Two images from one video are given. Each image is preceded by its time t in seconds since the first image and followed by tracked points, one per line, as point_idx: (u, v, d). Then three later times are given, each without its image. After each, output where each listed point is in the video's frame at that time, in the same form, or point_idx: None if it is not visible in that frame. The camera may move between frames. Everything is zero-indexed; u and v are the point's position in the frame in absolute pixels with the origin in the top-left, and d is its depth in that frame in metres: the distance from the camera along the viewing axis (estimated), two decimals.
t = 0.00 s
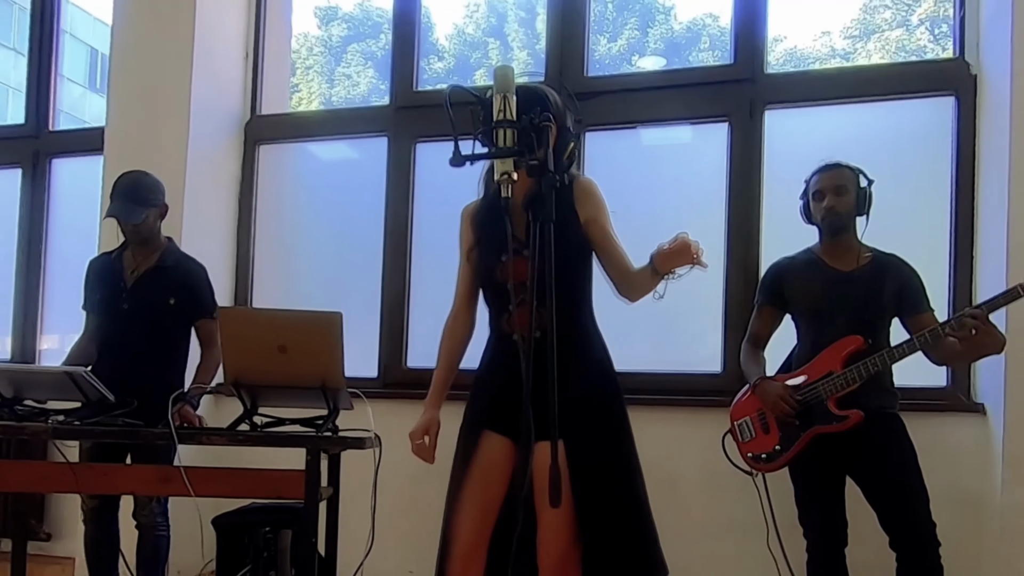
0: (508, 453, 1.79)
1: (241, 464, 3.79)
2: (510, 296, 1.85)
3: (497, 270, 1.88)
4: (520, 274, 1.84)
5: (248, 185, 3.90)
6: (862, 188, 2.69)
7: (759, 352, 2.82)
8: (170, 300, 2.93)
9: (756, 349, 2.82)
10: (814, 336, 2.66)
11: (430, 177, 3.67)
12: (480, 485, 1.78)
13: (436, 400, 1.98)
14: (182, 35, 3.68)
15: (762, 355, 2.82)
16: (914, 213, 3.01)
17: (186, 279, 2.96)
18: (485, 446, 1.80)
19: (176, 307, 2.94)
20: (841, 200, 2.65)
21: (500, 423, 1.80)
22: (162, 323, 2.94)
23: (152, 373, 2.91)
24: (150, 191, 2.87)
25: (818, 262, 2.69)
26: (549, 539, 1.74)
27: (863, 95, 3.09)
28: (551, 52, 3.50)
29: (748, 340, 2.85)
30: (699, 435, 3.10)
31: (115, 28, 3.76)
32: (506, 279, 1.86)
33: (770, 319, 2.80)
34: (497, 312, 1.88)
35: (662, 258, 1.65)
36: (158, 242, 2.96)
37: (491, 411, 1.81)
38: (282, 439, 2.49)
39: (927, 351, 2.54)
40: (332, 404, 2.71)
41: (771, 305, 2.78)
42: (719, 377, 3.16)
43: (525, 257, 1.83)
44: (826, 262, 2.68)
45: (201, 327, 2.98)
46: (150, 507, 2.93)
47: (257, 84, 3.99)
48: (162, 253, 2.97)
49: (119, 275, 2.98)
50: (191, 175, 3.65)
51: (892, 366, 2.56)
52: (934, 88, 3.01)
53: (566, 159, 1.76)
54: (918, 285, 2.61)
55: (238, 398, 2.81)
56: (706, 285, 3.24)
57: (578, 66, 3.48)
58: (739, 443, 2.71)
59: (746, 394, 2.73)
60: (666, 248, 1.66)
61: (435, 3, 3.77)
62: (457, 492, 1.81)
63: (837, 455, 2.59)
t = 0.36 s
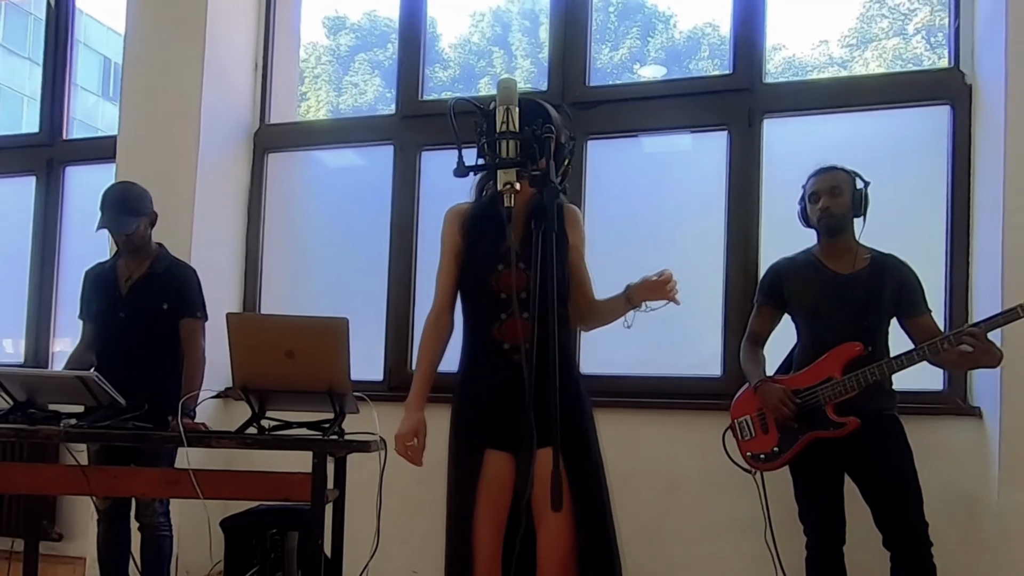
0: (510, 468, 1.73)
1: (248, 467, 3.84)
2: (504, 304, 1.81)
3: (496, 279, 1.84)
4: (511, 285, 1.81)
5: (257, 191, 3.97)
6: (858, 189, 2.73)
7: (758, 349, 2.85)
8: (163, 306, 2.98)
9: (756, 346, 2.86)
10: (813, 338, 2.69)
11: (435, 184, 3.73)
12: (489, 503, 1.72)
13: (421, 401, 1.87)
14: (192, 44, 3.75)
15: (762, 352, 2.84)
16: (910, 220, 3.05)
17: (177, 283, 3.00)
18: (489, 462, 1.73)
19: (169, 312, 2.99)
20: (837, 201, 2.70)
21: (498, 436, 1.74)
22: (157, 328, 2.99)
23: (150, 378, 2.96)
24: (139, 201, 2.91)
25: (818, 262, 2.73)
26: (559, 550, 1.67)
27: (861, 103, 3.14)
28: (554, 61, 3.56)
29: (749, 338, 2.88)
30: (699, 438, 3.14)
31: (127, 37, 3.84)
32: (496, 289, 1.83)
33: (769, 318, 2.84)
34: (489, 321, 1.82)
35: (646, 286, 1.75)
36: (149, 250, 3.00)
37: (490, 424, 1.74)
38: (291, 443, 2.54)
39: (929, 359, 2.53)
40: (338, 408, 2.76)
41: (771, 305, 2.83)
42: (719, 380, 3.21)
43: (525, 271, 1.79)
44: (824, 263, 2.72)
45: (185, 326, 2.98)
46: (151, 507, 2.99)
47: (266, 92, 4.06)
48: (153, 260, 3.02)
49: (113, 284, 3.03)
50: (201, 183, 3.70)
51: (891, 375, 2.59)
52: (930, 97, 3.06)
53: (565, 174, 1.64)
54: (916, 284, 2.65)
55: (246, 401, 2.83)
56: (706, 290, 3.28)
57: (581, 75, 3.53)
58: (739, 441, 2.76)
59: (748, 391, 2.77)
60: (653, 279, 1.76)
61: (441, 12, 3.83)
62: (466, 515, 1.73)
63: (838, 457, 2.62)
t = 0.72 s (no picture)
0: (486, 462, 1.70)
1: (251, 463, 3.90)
2: (491, 303, 1.77)
3: (485, 279, 1.79)
4: (502, 287, 1.77)
5: (261, 192, 4.03)
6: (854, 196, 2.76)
7: (755, 353, 2.90)
8: (159, 308, 3.00)
9: (752, 350, 2.90)
10: (807, 339, 2.71)
11: (437, 186, 3.79)
12: (466, 497, 1.68)
13: (404, 389, 1.77)
14: (198, 47, 3.80)
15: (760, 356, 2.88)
16: (903, 221, 3.10)
17: (172, 284, 3.02)
18: (465, 454, 1.69)
19: (166, 314, 3.01)
20: (835, 210, 2.72)
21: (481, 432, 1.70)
22: (155, 331, 3.01)
23: (150, 381, 2.99)
24: (135, 207, 2.91)
25: (812, 265, 2.76)
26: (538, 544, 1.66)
27: (854, 107, 3.19)
28: (553, 65, 3.61)
29: (745, 341, 2.92)
30: (695, 435, 3.19)
31: (135, 40, 3.89)
32: (487, 289, 1.78)
33: (766, 320, 2.87)
34: (474, 318, 1.77)
35: (626, 296, 1.77)
36: (144, 254, 3.02)
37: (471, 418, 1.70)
38: (291, 439, 2.57)
39: (917, 355, 2.60)
40: (340, 405, 2.80)
41: (766, 308, 2.86)
42: (715, 379, 3.25)
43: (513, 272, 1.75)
44: (819, 266, 2.75)
45: (180, 325, 3.00)
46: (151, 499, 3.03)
47: (270, 95, 4.12)
48: (150, 262, 3.04)
49: (113, 289, 3.04)
50: (207, 184, 3.75)
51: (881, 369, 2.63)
52: (922, 101, 3.11)
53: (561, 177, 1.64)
54: (909, 288, 2.68)
55: (250, 398, 2.90)
56: (702, 289, 3.34)
57: (580, 78, 3.59)
58: (735, 442, 2.79)
59: (743, 394, 2.80)
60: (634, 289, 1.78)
61: (442, 16, 3.89)
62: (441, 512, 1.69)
63: (831, 454, 2.65)
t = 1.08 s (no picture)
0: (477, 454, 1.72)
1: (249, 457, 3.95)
2: (485, 302, 1.81)
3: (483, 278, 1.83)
4: (498, 287, 1.81)
5: (260, 190, 4.08)
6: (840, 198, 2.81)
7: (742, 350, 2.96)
8: (159, 305, 3.04)
9: (740, 347, 2.96)
10: (795, 338, 2.76)
11: (433, 185, 3.84)
12: (454, 490, 1.69)
13: (392, 376, 1.79)
14: (198, 47, 3.85)
15: (746, 353, 2.94)
16: (889, 220, 3.17)
17: (171, 281, 3.06)
18: (450, 446, 1.71)
19: (166, 310, 3.05)
20: (820, 210, 2.77)
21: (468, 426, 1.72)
22: (155, 328, 3.05)
23: (152, 377, 3.03)
24: (132, 208, 2.90)
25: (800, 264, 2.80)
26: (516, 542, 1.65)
27: (843, 108, 3.24)
28: (548, 66, 3.66)
29: (733, 338, 2.98)
30: (685, 430, 3.25)
31: (137, 40, 3.94)
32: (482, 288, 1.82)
33: (754, 318, 2.92)
34: (468, 316, 1.81)
35: (623, 309, 1.76)
36: (143, 253, 3.04)
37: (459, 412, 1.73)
38: (289, 431, 2.60)
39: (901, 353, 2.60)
40: (336, 400, 2.84)
41: (755, 306, 2.90)
42: (705, 374, 3.31)
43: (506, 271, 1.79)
44: (808, 266, 2.78)
45: (178, 320, 3.04)
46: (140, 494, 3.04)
47: (269, 95, 4.17)
48: (148, 259, 3.07)
49: (112, 287, 3.07)
50: (207, 182, 3.80)
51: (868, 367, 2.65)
52: (908, 102, 3.17)
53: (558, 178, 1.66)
54: (893, 286, 2.72)
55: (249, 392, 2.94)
56: (694, 286, 3.39)
57: (574, 79, 3.64)
58: (723, 436, 2.84)
59: (732, 389, 2.85)
60: (631, 302, 1.77)
61: (440, 17, 3.94)
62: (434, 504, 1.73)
63: (818, 450, 2.67)
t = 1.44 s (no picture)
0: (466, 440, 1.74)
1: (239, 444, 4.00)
2: (476, 283, 1.85)
3: (476, 260, 1.86)
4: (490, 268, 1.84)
5: (251, 182, 4.12)
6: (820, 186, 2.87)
7: (723, 337, 3.02)
8: (148, 292, 3.05)
9: (721, 334, 3.02)
10: (776, 326, 2.82)
11: (423, 177, 3.88)
12: (446, 474, 1.72)
13: (402, 354, 1.93)
14: (189, 39, 3.87)
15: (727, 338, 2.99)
16: (867, 213, 3.25)
17: (160, 269, 3.06)
18: (439, 430, 1.74)
19: (155, 298, 3.06)
20: (800, 198, 2.83)
21: (457, 410, 1.74)
22: (145, 316, 3.06)
23: (142, 364, 3.04)
24: (122, 197, 2.92)
25: (781, 255, 2.85)
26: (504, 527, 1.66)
27: (824, 105, 3.31)
28: (536, 61, 3.72)
29: (714, 324, 3.03)
30: (669, 418, 3.31)
31: (128, 31, 3.96)
32: (473, 269, 1.86)
33: (734, 306, 2.97)
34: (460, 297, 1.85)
35: (617, 293, 1.77)
36: (131, 241, 3.05)
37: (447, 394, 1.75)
38: (279, 420, 2.60)
39: (882, 342, 2.63)
40: (325, 387, 2.79)
41: (735, 294, 2.95)
42: (688, 363, 3.38)
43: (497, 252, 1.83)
44: (788, 255, 2.84)
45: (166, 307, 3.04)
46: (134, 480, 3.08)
47: (260, 88, 4.20)
48: (137, 247, 3.07)
49: (100, 275, 3.07)
50: (197, 172, 3.83)
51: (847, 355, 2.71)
52: (887, 99, 3.24)
53: (557, 158, 1.74)
54: (871, 276, 2.80)
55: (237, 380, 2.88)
56: (678, 277, 3.46)
57: (562, 75, 3.71)
58: (706, 422, 2.90)
59: (714, 375, 2.90)
60: (624, 285, 1.78)
61: (430, 13, 3.99)
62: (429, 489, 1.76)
63: (797, 434, 2.76)
